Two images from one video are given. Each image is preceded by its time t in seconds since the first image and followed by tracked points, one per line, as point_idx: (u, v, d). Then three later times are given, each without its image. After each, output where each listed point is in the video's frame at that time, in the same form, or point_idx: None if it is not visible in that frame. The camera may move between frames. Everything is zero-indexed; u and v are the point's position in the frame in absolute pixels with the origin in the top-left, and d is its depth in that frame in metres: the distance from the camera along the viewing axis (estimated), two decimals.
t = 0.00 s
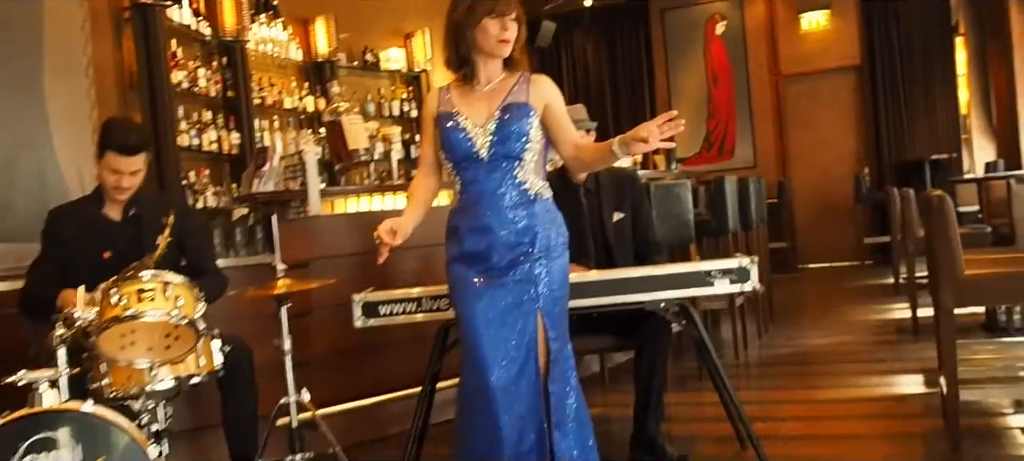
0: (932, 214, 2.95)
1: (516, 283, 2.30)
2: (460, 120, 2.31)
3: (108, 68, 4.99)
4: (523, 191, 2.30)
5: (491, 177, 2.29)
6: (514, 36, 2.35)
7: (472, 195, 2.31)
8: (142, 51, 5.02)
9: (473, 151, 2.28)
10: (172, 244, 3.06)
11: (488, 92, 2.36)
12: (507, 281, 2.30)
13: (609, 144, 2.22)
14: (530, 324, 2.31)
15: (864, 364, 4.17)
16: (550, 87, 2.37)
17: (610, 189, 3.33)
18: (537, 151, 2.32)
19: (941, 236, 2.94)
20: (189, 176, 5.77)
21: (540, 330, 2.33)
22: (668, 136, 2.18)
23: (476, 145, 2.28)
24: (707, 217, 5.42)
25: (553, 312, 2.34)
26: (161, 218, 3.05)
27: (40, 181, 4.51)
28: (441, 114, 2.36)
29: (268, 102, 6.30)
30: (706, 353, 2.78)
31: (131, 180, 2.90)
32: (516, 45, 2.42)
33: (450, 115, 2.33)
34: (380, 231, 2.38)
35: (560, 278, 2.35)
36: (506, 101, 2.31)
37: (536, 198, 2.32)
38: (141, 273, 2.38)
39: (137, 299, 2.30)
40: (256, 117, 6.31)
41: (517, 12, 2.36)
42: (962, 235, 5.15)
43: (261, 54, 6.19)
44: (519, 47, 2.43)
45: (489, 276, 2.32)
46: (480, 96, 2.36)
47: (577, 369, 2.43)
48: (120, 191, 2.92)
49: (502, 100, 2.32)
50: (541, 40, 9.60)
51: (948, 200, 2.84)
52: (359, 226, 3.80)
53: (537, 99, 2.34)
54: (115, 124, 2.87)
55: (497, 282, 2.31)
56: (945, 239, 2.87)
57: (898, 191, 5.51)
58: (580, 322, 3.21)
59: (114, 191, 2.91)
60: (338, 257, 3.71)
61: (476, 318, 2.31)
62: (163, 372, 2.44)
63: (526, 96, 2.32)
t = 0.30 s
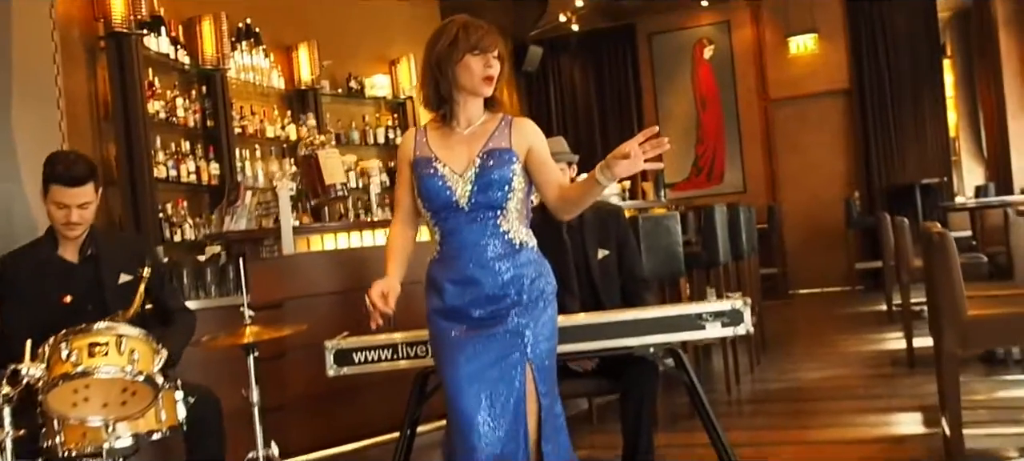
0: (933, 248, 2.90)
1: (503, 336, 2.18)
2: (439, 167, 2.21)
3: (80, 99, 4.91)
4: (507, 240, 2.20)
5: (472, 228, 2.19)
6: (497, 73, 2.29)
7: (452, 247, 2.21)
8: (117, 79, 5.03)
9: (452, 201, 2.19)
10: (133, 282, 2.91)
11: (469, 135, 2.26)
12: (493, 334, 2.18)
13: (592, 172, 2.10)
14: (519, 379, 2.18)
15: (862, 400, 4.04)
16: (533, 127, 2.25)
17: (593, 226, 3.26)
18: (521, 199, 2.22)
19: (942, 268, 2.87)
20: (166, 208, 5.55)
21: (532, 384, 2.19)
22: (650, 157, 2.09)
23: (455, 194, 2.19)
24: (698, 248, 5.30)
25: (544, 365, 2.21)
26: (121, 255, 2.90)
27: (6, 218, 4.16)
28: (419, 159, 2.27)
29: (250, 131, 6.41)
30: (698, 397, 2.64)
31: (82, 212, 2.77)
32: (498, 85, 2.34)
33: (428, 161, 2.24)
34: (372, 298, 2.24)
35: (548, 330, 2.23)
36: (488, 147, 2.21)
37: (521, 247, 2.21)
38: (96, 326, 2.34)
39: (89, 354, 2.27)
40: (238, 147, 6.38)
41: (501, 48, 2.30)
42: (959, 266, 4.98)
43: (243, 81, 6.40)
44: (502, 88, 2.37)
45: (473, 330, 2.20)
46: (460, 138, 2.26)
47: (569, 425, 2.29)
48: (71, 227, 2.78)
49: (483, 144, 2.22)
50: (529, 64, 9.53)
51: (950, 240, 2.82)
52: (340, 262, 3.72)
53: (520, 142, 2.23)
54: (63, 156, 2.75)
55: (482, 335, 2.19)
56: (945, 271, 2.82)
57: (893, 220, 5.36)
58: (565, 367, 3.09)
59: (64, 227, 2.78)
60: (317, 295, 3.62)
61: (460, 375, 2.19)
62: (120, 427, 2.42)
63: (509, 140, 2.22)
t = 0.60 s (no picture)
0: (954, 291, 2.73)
1: (493, 389, 2.05)
2: (426, 209, 2.08)
3: (73, 125, 4.75)
4: (499, 286, 2.06)
5: (462, 273, 2.05)
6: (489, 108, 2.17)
7: (440, 294, 2.07)
8: (112, 107, 4.86)
9: (440, 245, 2.06)
10: (108, 321, 2.79)
11: (459, 174, 2.12)
12: (483, 386, 2.05)
13: (585, 214, 1.98)
14: (510, 433, 2.05)
15: (876, 442, 3.88)
16: (525, 166, 2.13)
17: (594, 265, 3.20)
18: (514, 241, 2.09)
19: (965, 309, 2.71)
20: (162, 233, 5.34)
21: (524, 438, 2.06)
22: (648, 199, 1.93)
23: (443, 238, 2.06)
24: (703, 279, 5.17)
25: (537, 418, 2.08)
26: (95, 294, 2.80)
27: None
28: (406, 201, 2.13)
29: (249, 155, 6.30)
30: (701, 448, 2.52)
31: (52, 245, 2.69)
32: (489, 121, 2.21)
33: (416, 202, 2.11)
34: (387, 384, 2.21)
35: (542, 379, 2.10)
36: (477, 190, 2.07)
37: (514, 294, 2.07)
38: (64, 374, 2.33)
39: (54, 405, 2.26)
40: (238, 171, 6.30)
41: (492, 83, 2.17)
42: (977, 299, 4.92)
43: (242, 105, 6.27)
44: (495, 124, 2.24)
45: (462, 382, 2.08)
46: (450, 178, 2.13)
47: None
48: (40, 261, 2.70)
49: (474, 184, 2.09)
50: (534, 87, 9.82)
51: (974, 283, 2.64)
52: (337, 295, 3.69)
53: (512, 185, 2.10)
54: (30, 188, 2.68)
55: (471, 387, 2.06)
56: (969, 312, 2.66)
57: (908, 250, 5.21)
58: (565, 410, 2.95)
59: (35, 262, 2.70)
60: (310, 330, 3.54)
61: (448, 429, 2.07)
62: None
63: (501, 181, 2.09)
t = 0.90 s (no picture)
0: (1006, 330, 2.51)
1: (497, 430, 1.83)
2: (433, 230, 1.87)
3: (82, 143, 4.64)
4: (510, 316, 1.84)
5: (469, 299, 1.84)
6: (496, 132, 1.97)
7: (446, 321, 1.85)
8: (122, 124, 4.76)
9: (446, 268, 1.84)
10: (101, 350, 2.66)
11: (465, 197, 1.91)
12: (487, 427, 1.83)
13: (611, 257, 1.72)
14: None
15: None
16: (534, 180, 1.92)
17: (612, 296, 3.03)
18: (526, 267, 1.88)
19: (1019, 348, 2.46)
20: (173, 251, 5.23)
21: None
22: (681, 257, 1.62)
23: (451, 261, 1.84)
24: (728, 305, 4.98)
25: None
26: (88, 321, 2.66)
27: None
28: (410, 223, 1.92)
29: (262, 172, 6.19)
30: None
31: (48, 270, 2.56)
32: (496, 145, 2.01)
33: (422, 223, 1.90)
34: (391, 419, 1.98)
35: (551, 423, 1.87)
36: (485, 211, 1.86)
37: (526, 323, 1.86)
38: (52, 407, 2.12)
39: (39, 442, 2.07)
40: (250, 188, 6.18)
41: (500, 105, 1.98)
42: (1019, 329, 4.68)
43: (257, 122, 6.19)
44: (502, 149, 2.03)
45: (465, 421, 1.84)
46: (455, 201, 1.91)
47: None
48: (33, 287, 2.57)
49: (480, 204, 1.88)
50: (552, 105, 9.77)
51: None
52: (346, 322, 3.48)
53: (519, 202, 1.88)
54: (26, 212, 2.56)
55: (474, 427, 1.84)
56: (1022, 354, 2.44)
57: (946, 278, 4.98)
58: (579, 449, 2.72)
59: (28, 288, 2.57)
60: (319, 357, 3.32)
61: None
62: None
63: (509, 198, 1.88)
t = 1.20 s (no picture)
0: None
1: None
2: (436, 244, 1.69)
3: (86, 151, 4.55)
4: (519, 337, 1.66)
5: (476, 318, 1.66)
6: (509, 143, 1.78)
7: (449, 342, 1.67)
8: (126, 131, 4.68)
9: (450, 285, 1.66)
10: (82, 372, 2.61)
11: (469, 209, 1.73)
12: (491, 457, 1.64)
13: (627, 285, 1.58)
14: None
15: None
16: (542, 188, 1.75)
17: (625, 315, 2.88)
18: (534, 284, 1.70)
19: None
20: (178, 262, 5.13)
21: None
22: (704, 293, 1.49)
23: (455, 277, 1.66)
24: (746, 323, 4.82)
25: None
26: (70, 340, 2.62)
27: None
28: (411, 236, 1.74)
29: (271, 182, 6.10)
30: None
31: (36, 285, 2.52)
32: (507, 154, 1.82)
33: (425, 236, 1.72)
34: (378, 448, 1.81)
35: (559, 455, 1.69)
36: (490, 223, 1.69)
37: (536, 344, 1.68)
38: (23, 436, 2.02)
39: None
40: (259, 198, 6.09)
41: (514, 113, 1.78)
42: None
43: (267, 131, 6.11)
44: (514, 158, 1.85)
45: (467, 450, 1.66)
46: (459, 214, 1.73)
47: None
48: (18, 301, 2.51)
49: (486, 217, 1.70)
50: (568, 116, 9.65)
51: None
52: (349, 339, 3.32)
53: (526, 214, 1.71)
54: (20, 221, 2.52)
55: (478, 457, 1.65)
56: None
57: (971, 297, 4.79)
58: None
59: (13, 300, 2.52)
60: (323, 376, 3.20)
61: None
62: None
63: (516, 209, 1.70)
